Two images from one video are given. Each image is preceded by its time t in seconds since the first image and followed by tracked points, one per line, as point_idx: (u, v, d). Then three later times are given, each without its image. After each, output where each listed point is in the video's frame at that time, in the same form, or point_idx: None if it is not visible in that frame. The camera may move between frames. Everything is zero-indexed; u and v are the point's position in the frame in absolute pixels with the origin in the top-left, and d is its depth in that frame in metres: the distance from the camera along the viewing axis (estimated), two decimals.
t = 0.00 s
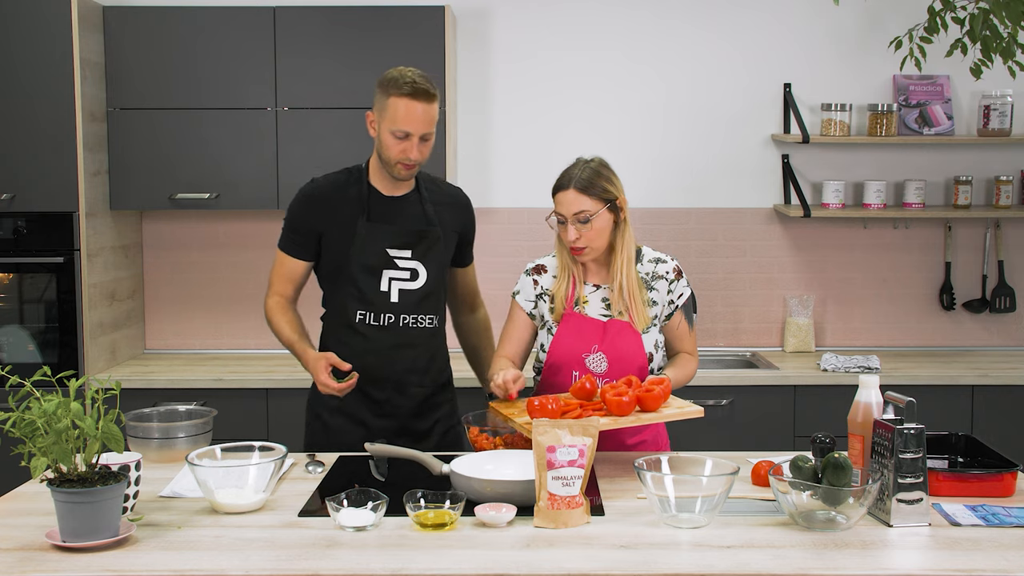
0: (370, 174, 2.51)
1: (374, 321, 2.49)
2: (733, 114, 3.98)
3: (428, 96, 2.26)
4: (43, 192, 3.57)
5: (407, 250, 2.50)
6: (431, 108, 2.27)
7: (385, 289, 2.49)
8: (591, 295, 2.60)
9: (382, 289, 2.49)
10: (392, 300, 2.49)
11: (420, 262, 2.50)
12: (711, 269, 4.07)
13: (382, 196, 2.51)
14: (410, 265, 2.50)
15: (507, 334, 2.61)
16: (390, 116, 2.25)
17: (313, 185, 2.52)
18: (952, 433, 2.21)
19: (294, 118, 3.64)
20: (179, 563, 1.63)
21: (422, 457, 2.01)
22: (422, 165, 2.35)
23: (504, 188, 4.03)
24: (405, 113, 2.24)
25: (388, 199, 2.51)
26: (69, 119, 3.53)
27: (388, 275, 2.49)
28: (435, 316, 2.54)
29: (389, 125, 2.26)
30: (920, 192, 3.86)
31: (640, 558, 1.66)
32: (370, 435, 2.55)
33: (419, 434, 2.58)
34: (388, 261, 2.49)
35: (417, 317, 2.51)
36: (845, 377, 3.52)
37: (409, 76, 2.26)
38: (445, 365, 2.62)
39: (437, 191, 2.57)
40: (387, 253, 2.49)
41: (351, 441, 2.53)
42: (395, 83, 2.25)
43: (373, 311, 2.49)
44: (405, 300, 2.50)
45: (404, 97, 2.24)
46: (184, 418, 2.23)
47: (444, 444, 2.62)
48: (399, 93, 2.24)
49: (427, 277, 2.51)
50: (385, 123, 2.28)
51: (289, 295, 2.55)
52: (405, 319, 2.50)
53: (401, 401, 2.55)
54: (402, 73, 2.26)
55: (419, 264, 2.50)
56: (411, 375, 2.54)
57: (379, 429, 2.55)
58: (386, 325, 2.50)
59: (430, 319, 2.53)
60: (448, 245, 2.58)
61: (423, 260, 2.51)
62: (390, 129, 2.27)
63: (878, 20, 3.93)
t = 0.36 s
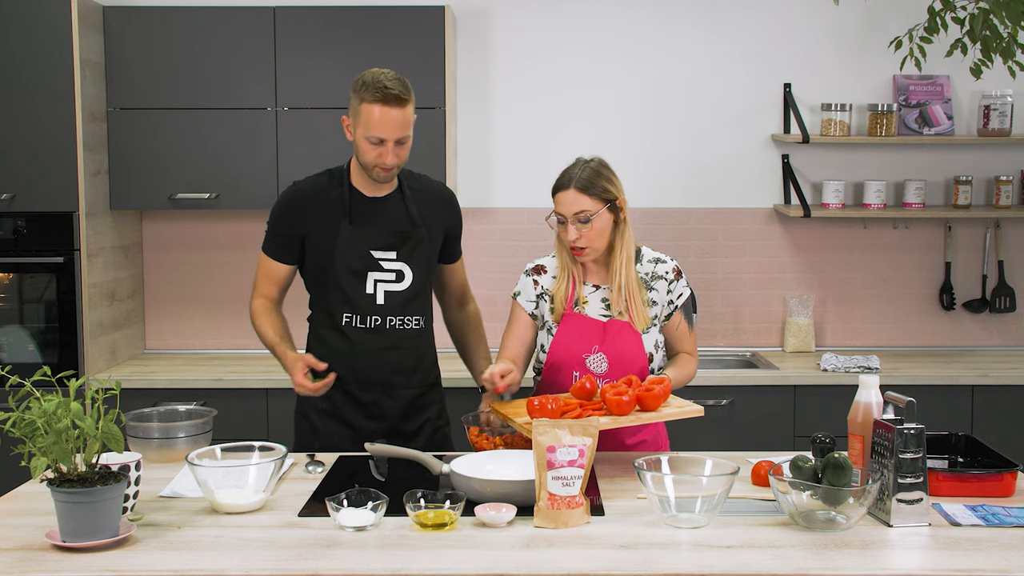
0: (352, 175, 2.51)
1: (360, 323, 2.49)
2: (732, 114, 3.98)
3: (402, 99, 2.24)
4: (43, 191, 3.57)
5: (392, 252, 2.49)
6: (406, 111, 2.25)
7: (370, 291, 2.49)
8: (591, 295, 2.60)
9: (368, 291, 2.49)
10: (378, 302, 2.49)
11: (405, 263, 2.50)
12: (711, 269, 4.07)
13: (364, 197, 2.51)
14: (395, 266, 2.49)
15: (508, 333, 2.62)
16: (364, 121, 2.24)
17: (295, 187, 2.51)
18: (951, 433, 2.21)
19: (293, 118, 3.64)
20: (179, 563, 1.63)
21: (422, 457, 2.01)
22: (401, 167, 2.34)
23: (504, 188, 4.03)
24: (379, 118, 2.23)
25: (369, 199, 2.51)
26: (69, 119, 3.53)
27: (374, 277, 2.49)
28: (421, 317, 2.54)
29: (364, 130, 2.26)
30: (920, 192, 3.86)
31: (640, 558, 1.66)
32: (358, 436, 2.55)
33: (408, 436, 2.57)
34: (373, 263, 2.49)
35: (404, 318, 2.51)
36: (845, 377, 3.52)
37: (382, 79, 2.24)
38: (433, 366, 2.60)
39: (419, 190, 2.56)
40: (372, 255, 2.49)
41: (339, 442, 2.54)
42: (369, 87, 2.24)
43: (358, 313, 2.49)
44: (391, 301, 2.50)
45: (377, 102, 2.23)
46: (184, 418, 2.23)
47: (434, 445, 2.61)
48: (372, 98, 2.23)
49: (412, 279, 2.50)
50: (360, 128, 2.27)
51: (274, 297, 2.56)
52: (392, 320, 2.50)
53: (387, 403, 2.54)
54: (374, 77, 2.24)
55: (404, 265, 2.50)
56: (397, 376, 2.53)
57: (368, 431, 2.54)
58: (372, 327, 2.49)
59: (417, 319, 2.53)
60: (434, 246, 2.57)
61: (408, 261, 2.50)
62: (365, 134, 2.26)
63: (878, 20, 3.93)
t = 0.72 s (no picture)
0: (351, 176, 2.52)
1: (356, 323, 2.49)
2: (732, 114, 3.98)
3: (398, 100, 2.24)
4: (43, 191, 3.57)
5: (388, 253, 2.49)
6: (403, 112, 2.25)
7: (366, 292, 2.49)
8: (591, 295, 2.60)
9: (364, 292, 2.49)
10: (373, 303, 2.49)
11: (401, 265, 2.50)
12: (711, 269, 4.07)
13: (363, 197, 2.51)
14: (391, 267, 2.49)
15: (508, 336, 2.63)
16: (362, 122, 2.24)
17: (294, 187, 2.53)
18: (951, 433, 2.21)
19: (294, 118, 3.64)
20: (179, 563, 1.63)
21: (422, 457, 2.01)
22: (400, 167, 2.34)
23: (504, 188, 4.03)
24: (377, 120, 2.23)
25: (368, 199, 2.52)
26: (69, 119, 3.53)
27: (370, 278, 2.49)
28: (417, 318, 2.53)
29: (362, 132, 2.26)
30: (920, 192, 3.86)
31: (640, 558, 1.66)
32: (351, 437, 2.53)
33: (402, 438, 2.56)
34: (369, 264, 2.49)
35: (400, 319, 2.51)
36: (845, 377, 3.52)
37: (378, 81, 2.24)
38: (429, 367, 2.60)
39: (418, 192, 2.56)
40: (368, 255, 2.49)
41: (333, 442, 2.53)
42: (365, 89, 2.24)
43: (354, 314, 2.49)
44: (387, 302, 2.50)
45: (373, 104, 2.23)
46: (184, 418, 2.23)
47: (429, 447, 2.59)
48: (369, 100, 2.23)
49: (409, 279, 2.50)
50: (358, 130, 2.27)
51: (271, 295, 2.58)
52: (387, 321, 2.50)
53: (382, 403, 2.53)
54: (371, 78, 2.24)
55: (400, 266, 2.50)
56: (392, 376, 2.53)
57: (361, 433, 2.53)
58: (368, 327, 2.49)
59: (413, 321, 2.52)
60: (431, 248, 2.57)
61: (404, 262, 2.50)
62: (363, 135, 2.26)
63: (878, 20, 3.93)
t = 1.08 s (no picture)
0: (361, 176, 2.52)
1: (361, 322, 2.48)
2: (732, 114, 3.98)
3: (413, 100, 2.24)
4: (43, 191, 3.57)
5: (395, 252, 2.50)
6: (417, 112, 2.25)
7: (373, 291, 2.49)
8: (591, 294, 2.60)
9: (370, 291, 2.49)
10: (380, 302, 2.49)
11: (408, 264, 2.50)
12: (711, 269, 4.07)
13: (373, 197, 2.52)
14: (398, 267, 2.49)
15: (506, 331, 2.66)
16: (374, 121, 2.24)
17: (304, 185, 2.53)
18: (951, 433, 2.21)
19: (293, 118, 3.65)
20: (179, 563, 1.63)
21: (422, 457, 2.01)
22: (409, 169, 2.34)
23: (504, 188, 4.03)
24: (389, 119, 2.23)
25: (378, 198, 2.52)
26: (70, 119, 3.53)
27: (376, 277, 2.49)
28: (423, 318, 2.53)
29: (373, 130, 2.26)
30: (920, 192, 3.86)
31: (640, 558, 1.66)
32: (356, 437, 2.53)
33: (405, 438, 2.55)
34: (376, 263, 2.49)
35: (405, 318, 2.50)
36: (845, 377, 3.52)
37: (393, 80, 2.24)
38: (434, 368, 2.60)
39: (427, 193, 2.57)
40: (375, 255, 2.49)
41: (337, 442, 2.52)
42: (380, 88, 2.24)
43: (360, 313, 2.48)
44: (393, 302, 2.49)
45: (386, 102, 2.23)
46: (184, 418, 2.23)
47: (432, 448, 2.59)
48: (382, 99, 2.23)
49: (415, 279, 2.50)
50: (370, 129, 2.27)
51: (284, 296, 2.54)
52: (393, 320, 2.50)
53: (386, 403, 2.53)
54: (387, 78, 2.24)
55: (407, 266, 2.50)
56: (397, 376, 2.52)
57: (365, 433, 2.52)
58: (373, 326, 2.49)
59: (419, 321, 2.52)
60: (438, 249, 2.57)
61: (411, 262, 2.50)
62: (375, 134, 2.26)
63: (878, 20, 3.93)
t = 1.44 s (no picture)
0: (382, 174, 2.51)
1: (381, 321, 2.48)
2: (733, 114, 3.98)
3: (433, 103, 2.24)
4: (43, 191, 3.57)
5: (415, 253, 2.50)
6: (436, 115, 2.25)
7: (392, 290, 2.49)
8: (591, 293, 2.60)
9: (389, 290, 2.49)
10: (398, 301, 2.49)
11: (426, 265, 2.50)
12: (710, 269, 4.07)
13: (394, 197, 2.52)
14: (417, 267, 2.50)
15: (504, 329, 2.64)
16: (393, 120, 2.25)
17: (325, 182, 2.51)
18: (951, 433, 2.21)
19: (293, 118, 3.65)
20: (179, 563, 1.63)
21: (422, 457, 2.01)
22: (425, 170, 2.34)
23: (503, 187, 4.03)
24: (408, 120, 2.23)
25: (399, 199, 2.51)
26: (69, 119, 3.53)
27: (395, 276, 2.49)
28: (440, 318, 2.54)
29: (392, 129, 2.26)
30: (920, 192, 3.86)
31: (640, 558, 1.66)
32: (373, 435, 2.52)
33: (421, 436, 2.55)
34: (395, 263, 2.49)
35: (423, 318, 2.51)
36: (845, 377, 3.52)
37: (415, 82, 2.24)
38: (449, 366, 2.62)
39: (446, 194, 2.56)
40: (395, 255, 2.49)
41: (354, 440, 2.52)
42: (402, 88, 2.24)
43: (379, 311, 2.48)
44: (411, 301, 2.50)
45: (406, 103, 2.23)
46: (184, 418, 2.23)
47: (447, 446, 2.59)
48: (403, 99, 2.23)
49: (434, 279, 2.51)
50: (390, 127, 2.27)
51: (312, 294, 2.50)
52: (411, 320, 2.50)
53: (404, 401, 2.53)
54: (409, 78, 2.24)
55: (426, 267, 2.50)
56: (414, 374, 2.53)
57: (382, 431, 2.51)
58: (392, 325, 2.49)
59: (436, 320, 2.53)
60: (455, 249, 2.58)
61: (430, 263, 2.51)
62: (393, 133, 2.26)
63: (878, 20, 3.93)
